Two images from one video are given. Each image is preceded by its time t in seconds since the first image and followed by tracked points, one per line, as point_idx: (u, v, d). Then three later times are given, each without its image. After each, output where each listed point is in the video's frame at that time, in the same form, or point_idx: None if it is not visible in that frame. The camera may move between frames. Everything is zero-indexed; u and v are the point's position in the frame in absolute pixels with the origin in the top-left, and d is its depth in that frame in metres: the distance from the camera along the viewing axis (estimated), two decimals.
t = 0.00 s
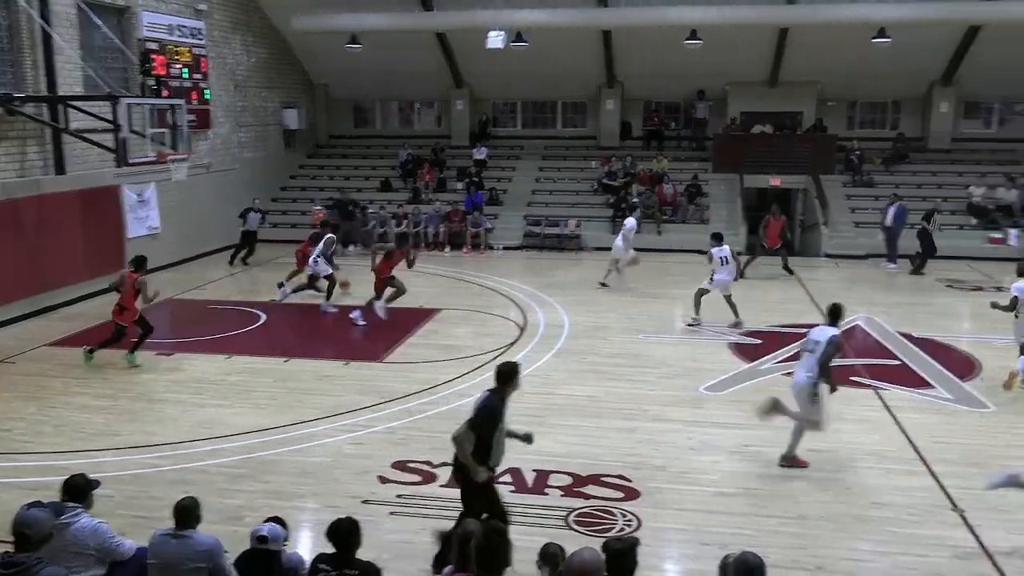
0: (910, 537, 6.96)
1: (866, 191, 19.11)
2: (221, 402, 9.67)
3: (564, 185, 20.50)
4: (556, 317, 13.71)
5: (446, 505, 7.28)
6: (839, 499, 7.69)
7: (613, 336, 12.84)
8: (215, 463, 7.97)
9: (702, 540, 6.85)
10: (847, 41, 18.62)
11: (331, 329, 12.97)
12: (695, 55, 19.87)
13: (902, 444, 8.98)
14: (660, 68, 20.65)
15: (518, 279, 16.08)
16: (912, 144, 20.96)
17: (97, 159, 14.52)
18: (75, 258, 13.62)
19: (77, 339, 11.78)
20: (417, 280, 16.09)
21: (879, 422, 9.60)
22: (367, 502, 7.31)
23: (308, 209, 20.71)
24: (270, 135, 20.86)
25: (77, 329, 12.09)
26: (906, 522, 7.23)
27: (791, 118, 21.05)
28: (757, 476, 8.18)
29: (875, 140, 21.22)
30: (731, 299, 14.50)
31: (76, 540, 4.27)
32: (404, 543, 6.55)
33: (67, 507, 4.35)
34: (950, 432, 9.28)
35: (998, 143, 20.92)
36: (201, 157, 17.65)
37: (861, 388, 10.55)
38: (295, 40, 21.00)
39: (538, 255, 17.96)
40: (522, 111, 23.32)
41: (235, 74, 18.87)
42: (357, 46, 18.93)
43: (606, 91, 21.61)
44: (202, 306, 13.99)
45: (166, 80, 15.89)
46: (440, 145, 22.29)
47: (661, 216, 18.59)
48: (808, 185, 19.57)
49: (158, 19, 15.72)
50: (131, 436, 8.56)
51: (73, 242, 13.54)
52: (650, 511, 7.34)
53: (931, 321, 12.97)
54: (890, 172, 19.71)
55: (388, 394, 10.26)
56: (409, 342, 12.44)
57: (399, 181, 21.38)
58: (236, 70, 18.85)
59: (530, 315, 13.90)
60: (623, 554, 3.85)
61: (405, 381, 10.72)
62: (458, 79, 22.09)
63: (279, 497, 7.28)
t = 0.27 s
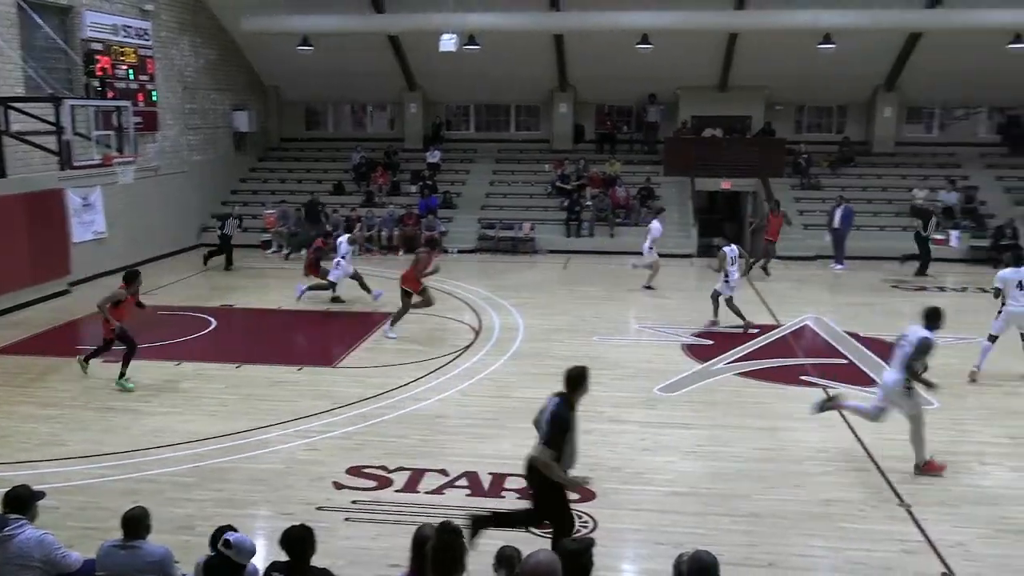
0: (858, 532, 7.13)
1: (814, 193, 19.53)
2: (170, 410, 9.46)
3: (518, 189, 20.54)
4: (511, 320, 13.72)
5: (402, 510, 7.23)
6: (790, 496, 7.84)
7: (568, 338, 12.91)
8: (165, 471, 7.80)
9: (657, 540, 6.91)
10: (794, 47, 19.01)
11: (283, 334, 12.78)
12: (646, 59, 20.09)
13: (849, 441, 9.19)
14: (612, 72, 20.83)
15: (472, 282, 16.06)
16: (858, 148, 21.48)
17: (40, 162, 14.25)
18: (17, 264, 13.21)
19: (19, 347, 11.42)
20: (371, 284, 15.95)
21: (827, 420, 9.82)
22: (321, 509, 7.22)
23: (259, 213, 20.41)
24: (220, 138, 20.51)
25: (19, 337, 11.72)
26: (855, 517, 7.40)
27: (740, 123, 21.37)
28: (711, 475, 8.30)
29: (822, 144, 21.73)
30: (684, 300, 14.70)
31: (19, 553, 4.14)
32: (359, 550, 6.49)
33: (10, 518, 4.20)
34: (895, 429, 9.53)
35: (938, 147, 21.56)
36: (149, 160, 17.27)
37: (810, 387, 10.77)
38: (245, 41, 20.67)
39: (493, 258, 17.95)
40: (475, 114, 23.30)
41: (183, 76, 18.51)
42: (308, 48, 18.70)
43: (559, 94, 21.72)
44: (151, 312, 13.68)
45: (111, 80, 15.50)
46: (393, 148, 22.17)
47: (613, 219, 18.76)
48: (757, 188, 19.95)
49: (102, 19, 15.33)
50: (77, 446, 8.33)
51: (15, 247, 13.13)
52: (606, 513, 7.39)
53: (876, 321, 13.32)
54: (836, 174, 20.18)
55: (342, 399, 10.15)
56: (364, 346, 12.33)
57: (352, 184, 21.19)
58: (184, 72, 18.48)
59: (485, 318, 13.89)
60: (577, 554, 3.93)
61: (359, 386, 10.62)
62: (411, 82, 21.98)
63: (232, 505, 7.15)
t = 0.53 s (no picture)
0: (808, 528, 7.29)
1: (763, 195, 19.90)
2: (118, 418, 9.23)
3: (472, 191, 20.53)
4: (465, 323, 13.72)
5: (357, 515, 7.17)
6: (742, 494, 7.98)
7: (523, 340, 12.94)
8: (113, 481, 7.61)
9: (611, 540, 6.98)
10: (744, 52, 19.35)
11: (234, 340, 12.56)
12: (598, 63, 20.24)
13: (800, 439, 9.38)
14: (565, 76, 20.95)
15: (426, 285, 16.00)
16: (805, 151, 21.96)
17: None
18: None
19: None
20: (324, 288, 15.78)
21: (778, 418, 10.01)
22: (275, 516, 7.12)
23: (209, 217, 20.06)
24: (168, 140, 20.10)
25: None
26: (805, 513, 7.57)
27: (691, 125, 21.66)
28: (665, 475, 8.40)
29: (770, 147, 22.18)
30: (637, 302, 14.85)
31: None
32: (314, 556, 6.41)
33: None
34: (843, 426, 9.76)
35: (881, 150, 22.17)
36: (94, 163, 16.84)
37: (761, 387, 10.98)
38: (193, 41, 20.27)
39: (448, 261, 17.91)
40: (429, 117, 23.23)
41: (129, 77, 18.08)
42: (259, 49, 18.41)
43: (512, 97, 21.77)
44: (97, 318, 13.34)
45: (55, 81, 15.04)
46: (346, 150, 21.97)
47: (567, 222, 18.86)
48: (708, 190, 20.24)
49: (45, 18, 14.85)
50: (21, 456, 8.08)
51: None
52: (562, 513, 7.43)
53: (823, 320, 13.64)
54: (785, 177, 20.59)
55: (296, 404, 10.02)
56: (318, 351, 12.19)
57: (304, 187, 20.95)
58: (130, 73, 18.05)
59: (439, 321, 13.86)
60: (533, 554, 3.87)
61: (313, 391, 10.50)
62: (363, 85, 21.80)
63: (183, 514, 7.01)
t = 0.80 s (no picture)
0: (755, 524, 7.43)
1: (709, 198, 20.20)
2: (58, 428, 8.95)
3: (421, 194, 20.44)
4: (416, 326, 13.65)
5: (307, 522, 7.07)
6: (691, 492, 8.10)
7: (473, 343, 12.93)
8: (53, 493, 7.37)
9: (562, 541, 7.00)
10: (690, 56, 19.64)
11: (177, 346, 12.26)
12: (547, 66, 20.34)
13: (746, 437, 9.55)
14: (514, 79, 20.99)
15: (376, 288, 15.87)
16: (750, 153, 22.39)
17: None
18: None
19: None
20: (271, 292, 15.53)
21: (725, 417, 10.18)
22: (222, 525, 6.98)
23: (152, 220, 19.60)
24: (108, 143, 19.58)
25: None
26: (752, 510, 7.71)
27: (639, 128, 21.93)
28: (615, 475, 8.47)
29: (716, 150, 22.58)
30: (587, 303, 14.96)
31: None
32: (263, 565, 6.30)
33: None
34: (788, 423, 9.97)
35: (822, 153, 22.74)
36: (31, 165, 16.32)
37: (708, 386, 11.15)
38: (134, 41, 19.77)
39: (397, 264, 17.80)
40: (377, 119, 23.06)
41: (68, 78, 17.56)
42: (203, 50, 18.04)
43: (461, 100, 21.75)
44: (34, 325, 12.91)
45: None
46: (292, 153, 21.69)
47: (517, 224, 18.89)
48: (656, 192, 20.49)
49: None
50: None
51: None
52: (513, 516, 7.43)
53: (768, 320, 13.92)
54: (731, 180, 20.96)
55: (243, 411, 9.84)
56: (265, 356, 12.01)
57: (249, 190, 20.61)
58: (68, 74, 17.53)
59: (389, 324, 13.76)
60: (486, 556, 3.85)
61: (261, 397, 10.33)
62: (311, 86, 21.53)
63: (127, 525, 6.83)
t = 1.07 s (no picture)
0: (706, 522, 7.51)
1: (659, 200, 20.38)
2: None
3: (371, 197, 20.29)
4: (367, 330, 13.55)
5: (257, 530, 6.95)
6: (643, 492, 8.16)
7: (425, 346, 12.86)
8: None
9: (516, 543, 7.00)
10: (639, 60, 19.86)
11: (123, 353, 11.98)
12: (497, 69, 20.37)
13: (697, 437, 9.67)
14: (465, 82, 20.99)
15: (327, 292, 15.71)
16: (698, 157, 22.70)
17: None
18: None
19: None
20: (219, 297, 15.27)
21: (676, 417, 10.29)
22: (169, 535, 6.82)
23: (94, 225, 19.12)
24: (48, 145, 19.05)
25: None
26: (703, 508, 7.80)
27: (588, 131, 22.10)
28: (568, 476, 8.50)
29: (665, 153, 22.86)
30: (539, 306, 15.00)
31: None
32: None
33: None
34: (737, 422, 10.12)
35: (769, 157, 23.17)
36: None
37: (660, 387, 11.27)
38: (75, 41, 19.27)
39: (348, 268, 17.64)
40: (326, 121, 22.85)
41: (5, 79, 17.05)
42: (146, 51, 17.67)
43: (411, 102, 21.67)
44: None
45: None
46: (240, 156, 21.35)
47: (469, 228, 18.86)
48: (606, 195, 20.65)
49: None
50: None
51: None
52: (467, 519, 7.41)
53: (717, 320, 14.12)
54: (680, 182, 21.21)
55: (189, 418, 9.64)
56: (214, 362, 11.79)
57: (196, 194, 20.24)
58: (5, 75, 17.02)
59: (340, 328, 13.63)
60: (440, 558, 3.83)
61: (209, 404, 10.13)
62: (258, 89, 21.24)
63: (69, 538, 6.64)
